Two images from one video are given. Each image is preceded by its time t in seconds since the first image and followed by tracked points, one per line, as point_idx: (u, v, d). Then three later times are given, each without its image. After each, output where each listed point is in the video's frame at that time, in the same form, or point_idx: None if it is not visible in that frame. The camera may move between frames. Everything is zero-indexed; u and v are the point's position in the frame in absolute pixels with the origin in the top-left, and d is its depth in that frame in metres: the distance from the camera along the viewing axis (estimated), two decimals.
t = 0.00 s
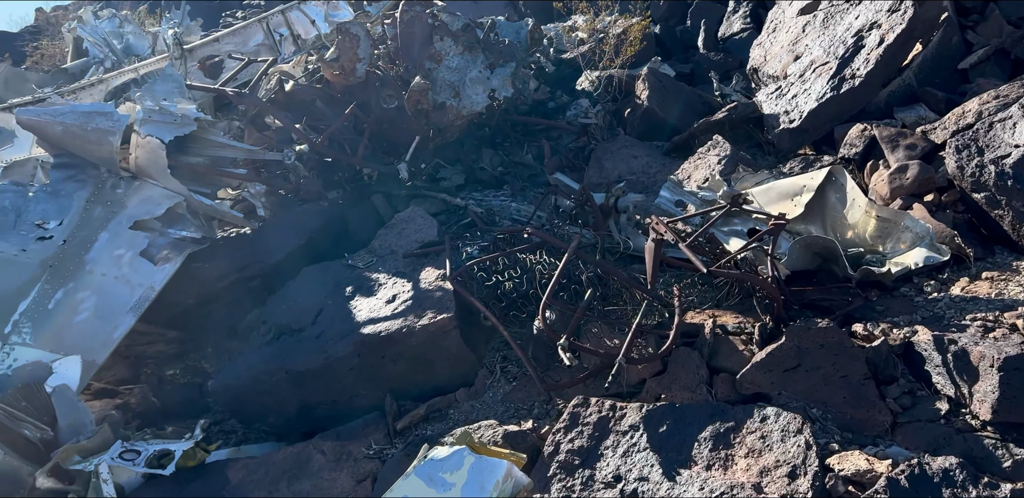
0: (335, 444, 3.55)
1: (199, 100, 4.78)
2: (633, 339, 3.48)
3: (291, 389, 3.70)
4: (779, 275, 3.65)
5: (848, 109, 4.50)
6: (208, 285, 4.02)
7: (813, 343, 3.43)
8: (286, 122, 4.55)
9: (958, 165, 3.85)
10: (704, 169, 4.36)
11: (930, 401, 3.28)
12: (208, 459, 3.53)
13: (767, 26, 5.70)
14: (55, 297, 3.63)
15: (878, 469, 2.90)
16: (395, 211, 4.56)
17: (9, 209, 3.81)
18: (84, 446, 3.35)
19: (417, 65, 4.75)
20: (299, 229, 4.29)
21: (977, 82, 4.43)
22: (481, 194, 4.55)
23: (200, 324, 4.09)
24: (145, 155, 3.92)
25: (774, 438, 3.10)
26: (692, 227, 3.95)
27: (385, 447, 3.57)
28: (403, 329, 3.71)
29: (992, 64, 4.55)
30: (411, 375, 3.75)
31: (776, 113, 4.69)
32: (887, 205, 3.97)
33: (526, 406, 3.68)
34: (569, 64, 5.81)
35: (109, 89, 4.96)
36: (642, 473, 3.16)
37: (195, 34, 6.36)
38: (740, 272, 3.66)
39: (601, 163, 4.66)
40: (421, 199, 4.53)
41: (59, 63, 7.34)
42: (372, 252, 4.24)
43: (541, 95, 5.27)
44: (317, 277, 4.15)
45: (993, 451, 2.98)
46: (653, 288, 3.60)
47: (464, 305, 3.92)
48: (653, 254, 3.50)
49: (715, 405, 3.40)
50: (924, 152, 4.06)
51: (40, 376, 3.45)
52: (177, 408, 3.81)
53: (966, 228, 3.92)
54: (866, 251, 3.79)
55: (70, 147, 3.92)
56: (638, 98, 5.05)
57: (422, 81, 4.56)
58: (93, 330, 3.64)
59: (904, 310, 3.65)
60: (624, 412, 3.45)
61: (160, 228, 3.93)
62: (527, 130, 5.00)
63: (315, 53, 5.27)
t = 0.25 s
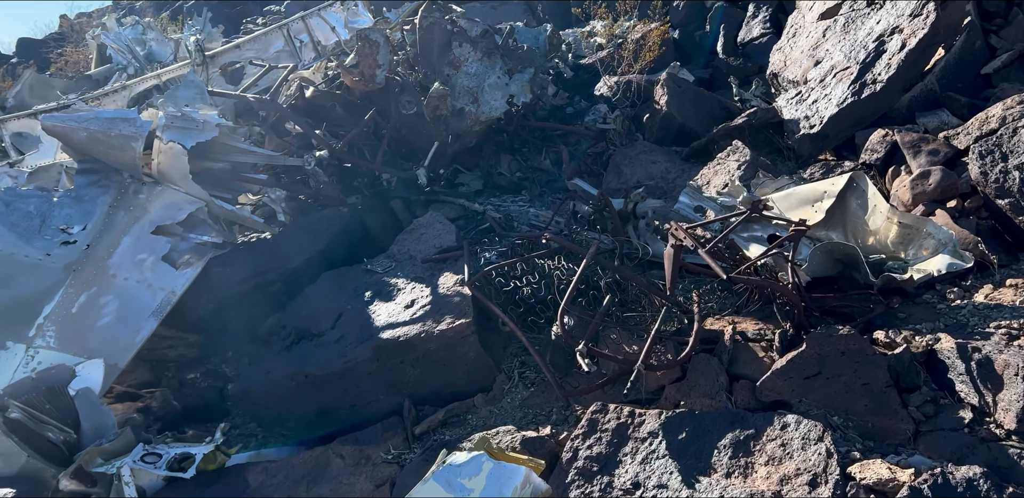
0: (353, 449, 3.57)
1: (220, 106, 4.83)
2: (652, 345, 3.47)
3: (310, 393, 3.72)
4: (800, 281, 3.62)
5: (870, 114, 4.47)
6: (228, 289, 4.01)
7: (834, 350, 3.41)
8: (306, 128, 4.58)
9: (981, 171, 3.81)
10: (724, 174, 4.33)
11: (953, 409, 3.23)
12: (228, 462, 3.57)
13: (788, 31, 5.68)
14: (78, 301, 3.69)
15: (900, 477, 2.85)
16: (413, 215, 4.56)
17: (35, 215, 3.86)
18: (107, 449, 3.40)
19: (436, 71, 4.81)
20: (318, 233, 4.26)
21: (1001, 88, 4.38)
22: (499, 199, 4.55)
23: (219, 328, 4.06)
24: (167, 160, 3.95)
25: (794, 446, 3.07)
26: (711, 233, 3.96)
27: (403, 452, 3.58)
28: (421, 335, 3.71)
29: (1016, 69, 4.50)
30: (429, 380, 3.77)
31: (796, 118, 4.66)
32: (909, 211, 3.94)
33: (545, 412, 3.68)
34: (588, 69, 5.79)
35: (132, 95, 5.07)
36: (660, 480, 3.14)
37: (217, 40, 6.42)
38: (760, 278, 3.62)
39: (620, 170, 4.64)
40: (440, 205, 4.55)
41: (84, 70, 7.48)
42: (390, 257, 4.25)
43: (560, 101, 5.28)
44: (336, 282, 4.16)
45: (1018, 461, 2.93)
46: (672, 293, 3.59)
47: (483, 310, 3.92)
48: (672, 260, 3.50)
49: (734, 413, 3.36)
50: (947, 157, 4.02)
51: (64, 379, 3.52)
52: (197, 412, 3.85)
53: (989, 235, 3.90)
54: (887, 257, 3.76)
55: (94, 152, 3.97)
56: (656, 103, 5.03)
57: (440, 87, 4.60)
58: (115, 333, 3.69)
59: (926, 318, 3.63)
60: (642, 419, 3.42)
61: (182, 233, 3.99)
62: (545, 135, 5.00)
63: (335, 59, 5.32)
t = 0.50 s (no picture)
0: (373, 452, 3.58)
1: (241, 111, 4.85)
2: (672, 350, 3.44)
3: (331, 397, 3.75)
4: (822, 287, 3.61)
5: (892, 119, 4.46)
6: (251, 293, 4.02)
7: (857, 356, 3.37)
8: (327, 133, 4.62)
9: (1007, 176, 3.81)
10: (744, 179, 4.31)
11: (977, 416, 3.20)
12: (249, 465, 3.60)
13: (808, 35, 5.67)
14: (103, 304, 3.76)
15: (923, 485, 2.84)
16: (433, 219, 4.57)
17: (60, 218, 3.90)
18: (131, 451, 3.44)
19: (456, 76, 4.80)
20: (339, 238, 4.28)
21: None
22: (518, 203, 4.57)
23: (240, 332, 4.12)
24: (190, 165, 3.99)
25: (816, 452, 3.06)
26: (731, 238, 3.94)
27: (423, 455, 3.60)
28: (440, 339, 3.72)
29: None
30: (448, 384, 3.77)
31: (817, 123, 4.62)
32: (932, 216, 3.91)
33: (564, 416, 3.68)
34: (607, 73, 5.83)
35: (155, 101, 5.10)
36: (680, 486, 3.14)
37: (239, 46, 6.49)
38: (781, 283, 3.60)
39: (640, 175, 4.62)
40: (459, 209, 4.58)
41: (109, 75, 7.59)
42: (410, 261, 4.27)
43: (579, 106, 5.29)
44: (357, 286, 4.19)
45: None
46: (693, 299, 3.57)
47: (502, 314, 3.94)
48: (691, 265, 3.47)
49: (755, 419, 3.35)
50: (971, 162, 3.98)
51: (90, 381, 3.63)
52: (220, 414, 3.90)
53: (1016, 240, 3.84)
54: (910, 262, 3.72)
55: (120, 157, 3.97)
56: (676, 107, 5.01)
57: (461, 91, 4.56)
58: (138, 336, 3.75)
59: (950, 324, 3.60)
60: (662, 425, 3.41)
61: (204, 237, 4.05)
62: (564, 140, 5.03)
63: (356, 65, 5.33)
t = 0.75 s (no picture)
0: (394, 453, 3.60)
1: (265, 115, 4.93)
2: (693, 354, 3.44)
3: (353, 398, 3.77)
4: (846, 291, 3.57)
5: (916, 122, 4.43)
6: (274, 295, 4.08)
7: (880, 362, 3.34)
8: (350, 137, 4.63)
9: None
10: (766, 182, 4.29)
11: (1003, 423, 3.17)
12: (272, 465, 3.63)
13: (831, 38, 5.64)
14: (129, 305, 3.82)
15: (948, 492, 2.83)
16: (452, 223, 4.63)
17: (87, 221, 3.95)
18: (155, 450, 3.48)
19: (477, 80, 4.83)
20: (360, 241, 4.30)
21: None
22: (539, 206, 4.58)
23: (262, 334, 4.17)
24: (214, 168, 4.02)
25: (839, 457, 3.04)
26: (753, 241, 3.91)
27: (443, 457, 3.63)
28: (460, 342, 3.73)
29: None
30: (469, 387, 3.79)
31: (840, 125, 4.61)
32: (958, 220, 3.88)
33: (584, 420, 3.69)
34: (627, 76, 5.83)
35: (180, 105, 5.20)
36: (702, 490, 3.13)
37: (262, 50, 6.56)
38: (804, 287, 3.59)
39: (660, 177, 4.62)
40: (479, 212, 4.61)
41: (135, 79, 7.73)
42: (431, 264, 4.30)
43: (599, 108, 5.28)
44: (378, 289, 4.23)
45: None
46: (714, 302, 3.55)
47: (522, 317, 3.94)
48: (713, 268, 3.46)
49: (777, 423, 3.34)
50: (997, 166, 3.94)
51: (116, 381, 3.68)
52: (242, 415, 3.94)
53: None
54: (935, 267, 3.68)
55: (145, 161, 4.02)
56: (697, 111, 5.01)
57: (482, 95, 4.60)
58: (163, 338, 3.79)
59: (976, 328, 3.60)
60: (683, 429, 3.41)
61: (228, 239, 4.08)
62: (584, 143, 5.00)
63: (377, 68, 5.39)
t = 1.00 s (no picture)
0: (417, 454, 3.62)
1: (289, 117, 5.01)
2: (717, 357, 3.44)
3: (376, 399, 3.80)
4: (871, 294, 3.55)
5: (943, 123, 4.37)
6: (297, 296, 4.15)
7: (906, 365, 3.32)
8: (373, 139, 4.67)
9: None
10: (790, 184, 4.26)
11: None
12: (296, 464, 3.67)
13: (855, 39, 5.60)
14: (156, 305, 3.87)
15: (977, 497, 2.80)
16: (474, 224, 4.66)
17: (116, 222, 4.01)
18: (181, 448, 3.53)
19: (499, 82, 4.81)
20: (383, 244, 4.35)
21: None
22: (561, 208, 4.59)
23: (286, 334, 4.21)
24: (240, 170, 4.07)
25: (864, 462, 3.03)
26: (778, 244, 3.90)
27: (466, 458, 3.64)
28: (483, 343, 3.74)
29: None
30: (492, 388, 3.80)
31: (865, 127, 4.58)
32: (985, 223, 3.82)
33: (607, 422, 3.69)
34: (649, 78, 5.82)
35: (205, 107, 5.30)
36: (725, 493, 3.12)
37: (286, 53, 6.63)
38: (829, 290, 3.58)
39: (683, 179, 4.62)
40: (501, 213, 4.63)
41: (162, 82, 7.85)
42: (453, 265, 4.32)
43: (621, 110, 5.30)
44: (402, 290, 4.26)
45: None
46: (738, 305, 3.55)
47: (544, 319, 3.94)
48: (737, 271, 3.46)
49: (801, 427, 3.32)
50: None
51: (143, 380, 3.74)
52: (268, 415, 3.96)
53: None
54: (962, 270, 3.67)
55: (172, 162, 4.08)
56: (720, 112, 5.00)
57: (504, 97, 4.61)
58: (189, 337, 3.85)
59: (1004, 333, 3.53)
60: (707, 431, 3.40)
61: (253, 241, 4.12)
62: (606, 145, 5.02)
63: (399, 71, 5.31)
